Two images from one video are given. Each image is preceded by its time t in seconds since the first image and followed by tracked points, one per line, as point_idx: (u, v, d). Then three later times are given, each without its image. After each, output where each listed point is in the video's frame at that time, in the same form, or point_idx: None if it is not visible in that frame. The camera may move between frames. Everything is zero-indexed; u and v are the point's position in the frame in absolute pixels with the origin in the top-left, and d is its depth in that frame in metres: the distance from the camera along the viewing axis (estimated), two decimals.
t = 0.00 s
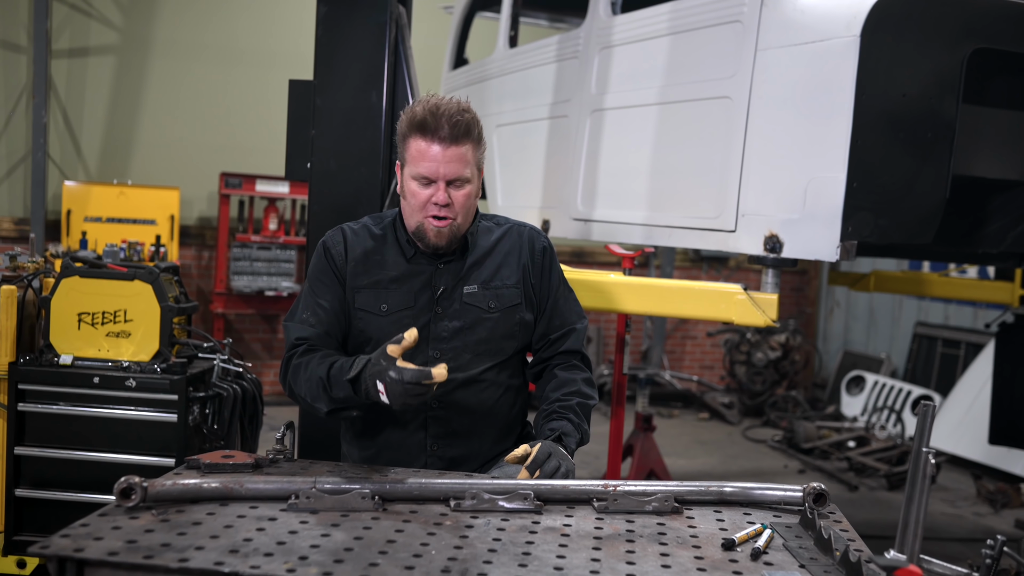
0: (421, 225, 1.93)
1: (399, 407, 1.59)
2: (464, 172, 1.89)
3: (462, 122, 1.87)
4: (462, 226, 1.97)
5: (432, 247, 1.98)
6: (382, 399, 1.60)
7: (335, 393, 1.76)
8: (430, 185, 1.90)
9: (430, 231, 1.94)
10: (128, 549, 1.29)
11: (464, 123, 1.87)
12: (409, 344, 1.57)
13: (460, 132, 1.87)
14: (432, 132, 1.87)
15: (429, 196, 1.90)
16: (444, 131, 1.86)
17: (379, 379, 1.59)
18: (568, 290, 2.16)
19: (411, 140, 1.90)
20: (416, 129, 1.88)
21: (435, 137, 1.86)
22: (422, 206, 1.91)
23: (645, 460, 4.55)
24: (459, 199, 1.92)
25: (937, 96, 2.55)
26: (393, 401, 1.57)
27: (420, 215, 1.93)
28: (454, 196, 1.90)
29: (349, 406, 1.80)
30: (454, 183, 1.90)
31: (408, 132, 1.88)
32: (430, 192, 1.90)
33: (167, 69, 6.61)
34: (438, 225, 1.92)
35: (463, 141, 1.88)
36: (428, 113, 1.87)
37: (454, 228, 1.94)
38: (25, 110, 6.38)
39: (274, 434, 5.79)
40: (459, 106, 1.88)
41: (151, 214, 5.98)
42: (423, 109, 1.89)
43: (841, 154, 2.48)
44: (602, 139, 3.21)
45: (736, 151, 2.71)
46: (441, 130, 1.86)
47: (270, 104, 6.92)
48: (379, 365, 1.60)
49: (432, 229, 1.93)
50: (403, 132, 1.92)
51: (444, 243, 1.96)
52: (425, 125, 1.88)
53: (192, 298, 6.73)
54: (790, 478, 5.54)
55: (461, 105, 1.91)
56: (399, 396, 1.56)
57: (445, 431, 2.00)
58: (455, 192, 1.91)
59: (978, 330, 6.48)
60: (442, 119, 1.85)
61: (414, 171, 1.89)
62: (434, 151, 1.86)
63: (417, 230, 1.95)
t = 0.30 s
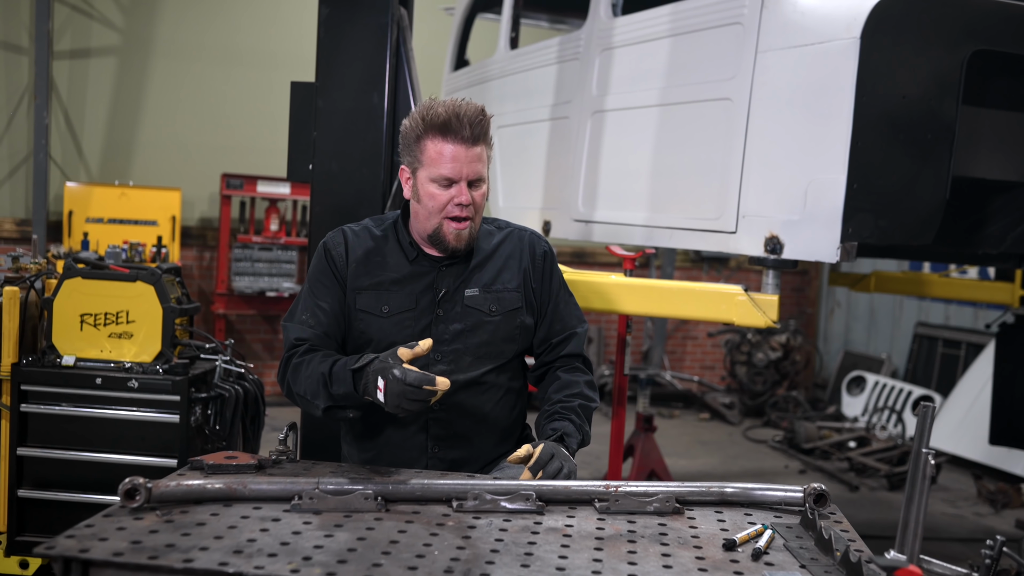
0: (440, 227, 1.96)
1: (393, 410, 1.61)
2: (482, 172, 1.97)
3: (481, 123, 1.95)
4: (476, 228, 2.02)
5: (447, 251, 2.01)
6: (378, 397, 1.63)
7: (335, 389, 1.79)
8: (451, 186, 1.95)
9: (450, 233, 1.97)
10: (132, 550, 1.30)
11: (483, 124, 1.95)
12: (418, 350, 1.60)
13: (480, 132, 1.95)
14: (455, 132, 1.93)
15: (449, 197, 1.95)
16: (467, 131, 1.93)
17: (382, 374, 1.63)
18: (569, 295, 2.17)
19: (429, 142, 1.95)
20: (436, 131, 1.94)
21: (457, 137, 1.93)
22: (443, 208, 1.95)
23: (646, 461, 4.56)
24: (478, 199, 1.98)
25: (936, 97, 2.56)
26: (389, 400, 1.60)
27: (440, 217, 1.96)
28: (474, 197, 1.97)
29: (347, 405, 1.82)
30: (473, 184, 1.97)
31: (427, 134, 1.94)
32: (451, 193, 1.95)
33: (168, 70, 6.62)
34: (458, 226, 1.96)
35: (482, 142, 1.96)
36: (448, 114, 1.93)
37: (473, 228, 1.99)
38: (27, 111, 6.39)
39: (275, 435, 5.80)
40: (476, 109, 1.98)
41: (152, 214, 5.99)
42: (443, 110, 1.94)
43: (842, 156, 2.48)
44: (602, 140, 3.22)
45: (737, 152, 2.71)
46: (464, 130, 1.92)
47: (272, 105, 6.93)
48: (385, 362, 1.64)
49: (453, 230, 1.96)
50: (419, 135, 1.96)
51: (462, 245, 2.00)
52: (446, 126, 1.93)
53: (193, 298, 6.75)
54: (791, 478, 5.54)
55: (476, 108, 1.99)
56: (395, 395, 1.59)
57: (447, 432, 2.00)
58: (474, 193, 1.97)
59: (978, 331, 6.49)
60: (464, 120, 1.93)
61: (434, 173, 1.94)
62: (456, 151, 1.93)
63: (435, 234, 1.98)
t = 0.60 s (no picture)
0: (460, 227, 1.99)
1: (368, 379, 1.66)
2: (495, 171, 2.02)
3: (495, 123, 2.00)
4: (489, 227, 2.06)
5: (463, 252, 2.03)
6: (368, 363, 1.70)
7: (335, 369, 1.80)
8: (467, 186, 1.98)
9: (468, 232, 2.00)
10: (143, 552, 1.31)
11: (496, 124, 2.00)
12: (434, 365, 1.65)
13: (493, 132, 2.01)
14: (470, 132, 1.97)
15: (467, 196, 1.98)
16: (481, 131, 1.98)
17: (387, 353, 1.71)
18: (576, 295, 2.17)
19: (444, 143, 1.98)
20: (451, 132, 1.98)
21: (473, 137, 1.98)
22: (461, 207, 1.98)
23: (648, 461, 4.56)
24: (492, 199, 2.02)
25: (940, 99, 2.56)
26: (375, 367, 1.66)
27: (459, 217, 1.98)
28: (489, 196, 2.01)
29: (341, 392, 1.81)
30: (487, 183, 2.02)
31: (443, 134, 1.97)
32: (468, 192, 1.98)
33: (170, 72, 6.63)
34: (476, 224, 2.00)
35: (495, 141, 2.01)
36: (464, 114, 1.97)
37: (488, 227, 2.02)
38: (29, 113, 6.41)
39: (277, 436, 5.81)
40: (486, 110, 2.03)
41: (154, 216, 6.00)
42: (456, 111, 1.98)
43: (846, 158, 2.49)
44: (606, 141, 3.22)
45: (741, 153, 2.72)
46: (479, 129, 1.97)
47: (273, 107, 6.93)
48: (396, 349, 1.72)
49: (472, 230, 1.99)
50: (432, 137, 1.99)
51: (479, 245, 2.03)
52: (460, 127, 1.97)
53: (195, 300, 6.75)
54: (793, 478, 5.55)
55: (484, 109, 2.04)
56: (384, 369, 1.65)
57: (455, 430, 2.00)
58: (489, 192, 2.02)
59: (980, 331, 6.49)
60: (479, 120, 1.98)
61: (451, 173, 1.97)
62: (472, 150, 1.97)
63: (453, 234, 2.00)
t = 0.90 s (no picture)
0: (469, 227, 1.99)
1: (379, 369, 1.68)
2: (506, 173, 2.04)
3: (505, 125, 2.01)
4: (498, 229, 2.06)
5: (472, 253, 2.04)
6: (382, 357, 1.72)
7: (349, 367, 1.80)
8: (478, 187, 2.00)
9: (479, 232, 2.00)
10: (158, 553, 1.31)
11: (507, 125, 2.02)
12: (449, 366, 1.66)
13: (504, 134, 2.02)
14: (482, 133, 1.99)
15: (477, 196, 1.99)
16: (494, 133, 1.99)
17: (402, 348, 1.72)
18: (588, 296, 2.17)
19: (455, 143, 1.99)
20: (463, 132, 1.99)
21: (485, 138, 1.99)
22: (471, 207, 1.99)
23: (653, 462, 4.56)
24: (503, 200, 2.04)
25: (949, 99, 2.56)
26: (388, 359, 1.68)
27: (468, 217, 1.99)
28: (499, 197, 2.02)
29: (354, 390, 1.80)
30: (498, 184, 2.03)
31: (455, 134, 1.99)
32: (479, 193, 1.99)
33: (174, 72, 6.64)
34: (485, 225, 2.00)
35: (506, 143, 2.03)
36: (475, 115, 1.98)
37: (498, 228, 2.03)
38: (34, 114, 6.42)
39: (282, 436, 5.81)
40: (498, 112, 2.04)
41: (159, 216, 6.00)
42: (468, 112, 1.99)
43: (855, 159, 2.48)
44: (613, 142, 3.23)
45: (749, 154, 2.72)
46: (491, 130, 1.99)
47: (278, 107, 6.94)
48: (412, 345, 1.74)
49: (481, 230, 2.00)
50: (444, 137, 2.01)
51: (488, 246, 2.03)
52: (473, 128, 1.99)
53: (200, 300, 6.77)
54: (798, 479, 5.55)
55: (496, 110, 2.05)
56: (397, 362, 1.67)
57: (468, 431, 2.00)
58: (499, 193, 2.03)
59: (984, 332, 6.49)
60: (491, 121, 1.99)
61: (462, 173, 1.98)
62: (484, 151, 1.99)
63: (462, 234, 2.00)
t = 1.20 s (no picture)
0: (470, 215, 1.98)
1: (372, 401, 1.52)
2: (512, 165, 2.01)
3: (517, 119, 2.00)
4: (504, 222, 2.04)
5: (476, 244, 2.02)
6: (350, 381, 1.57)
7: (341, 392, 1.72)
8: (482, 176, 1.99)
9: (478, 221, 1.99)
10: (176, 553, 1.31)
11: (519, 120, 2.01)
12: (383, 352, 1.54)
13: (514, 127, 2.00)
14: (489, 123, 1.98)
15: (479, 185, 1.98)
16: (501, 124, 1.98)
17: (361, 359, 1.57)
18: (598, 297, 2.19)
19: (464, 133, 2.00)
20: (472, 123, 2.00)
21: (492, 129, 1.98)
22: (472, 196, 1.98)
23: (659, 461, 4.56)
24: (508, 193, 2.01)
25: (959, 99, 2.56)
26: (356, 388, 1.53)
27: (470, 206, 1.99)
28: (503, 188, 2.00)
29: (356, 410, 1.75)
30: (503, 176, 2.01)
31: (464, 125, 2.00)
32: (481, 181, 1.99)
33: (177, 72, 6.64)
34: (485, 215, 1.98)
35: (516, 137, 2.00)
36: (486, 106, 1.99)
37: (500, 219, 2.00)
38: (38, 114, 6.42)
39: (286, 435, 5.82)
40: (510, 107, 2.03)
41: (163, 216, 6.00)
42: (480, 103, 2.00)
43: (865, 159, 2.48)
44: (621, 142, 3.23)
45: (758, 154, 2.72)
46: (499, 122, 1.98)
47: (282, 107, 6.95)
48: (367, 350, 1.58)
49: (480, 219, 1.98)
50: (455, 128, 2.02)
51: (490, 237, 2.01)
52: (482, 118, 1.98)
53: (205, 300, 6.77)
54: (803, 478, 5.55)
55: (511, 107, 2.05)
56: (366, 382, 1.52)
57: (482, 429, 1.99)
58: (504, 185, 2.01)
59: (989, 330, 6.49)
60: (500, 114, 1.98)
61: (467, 162, 1.99)
62: (490, 142, 1.98)
63: (464, 223, 2.00)
